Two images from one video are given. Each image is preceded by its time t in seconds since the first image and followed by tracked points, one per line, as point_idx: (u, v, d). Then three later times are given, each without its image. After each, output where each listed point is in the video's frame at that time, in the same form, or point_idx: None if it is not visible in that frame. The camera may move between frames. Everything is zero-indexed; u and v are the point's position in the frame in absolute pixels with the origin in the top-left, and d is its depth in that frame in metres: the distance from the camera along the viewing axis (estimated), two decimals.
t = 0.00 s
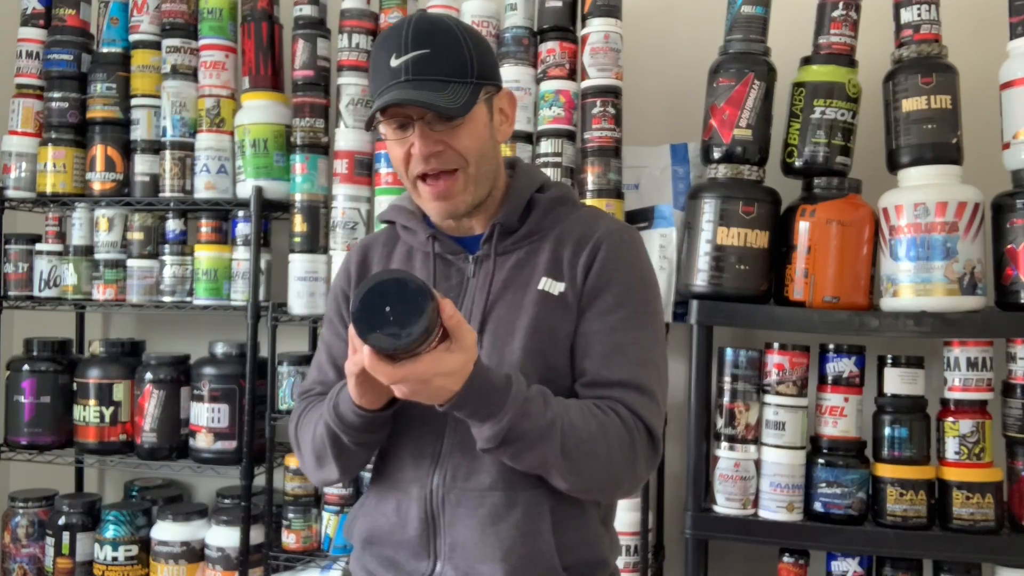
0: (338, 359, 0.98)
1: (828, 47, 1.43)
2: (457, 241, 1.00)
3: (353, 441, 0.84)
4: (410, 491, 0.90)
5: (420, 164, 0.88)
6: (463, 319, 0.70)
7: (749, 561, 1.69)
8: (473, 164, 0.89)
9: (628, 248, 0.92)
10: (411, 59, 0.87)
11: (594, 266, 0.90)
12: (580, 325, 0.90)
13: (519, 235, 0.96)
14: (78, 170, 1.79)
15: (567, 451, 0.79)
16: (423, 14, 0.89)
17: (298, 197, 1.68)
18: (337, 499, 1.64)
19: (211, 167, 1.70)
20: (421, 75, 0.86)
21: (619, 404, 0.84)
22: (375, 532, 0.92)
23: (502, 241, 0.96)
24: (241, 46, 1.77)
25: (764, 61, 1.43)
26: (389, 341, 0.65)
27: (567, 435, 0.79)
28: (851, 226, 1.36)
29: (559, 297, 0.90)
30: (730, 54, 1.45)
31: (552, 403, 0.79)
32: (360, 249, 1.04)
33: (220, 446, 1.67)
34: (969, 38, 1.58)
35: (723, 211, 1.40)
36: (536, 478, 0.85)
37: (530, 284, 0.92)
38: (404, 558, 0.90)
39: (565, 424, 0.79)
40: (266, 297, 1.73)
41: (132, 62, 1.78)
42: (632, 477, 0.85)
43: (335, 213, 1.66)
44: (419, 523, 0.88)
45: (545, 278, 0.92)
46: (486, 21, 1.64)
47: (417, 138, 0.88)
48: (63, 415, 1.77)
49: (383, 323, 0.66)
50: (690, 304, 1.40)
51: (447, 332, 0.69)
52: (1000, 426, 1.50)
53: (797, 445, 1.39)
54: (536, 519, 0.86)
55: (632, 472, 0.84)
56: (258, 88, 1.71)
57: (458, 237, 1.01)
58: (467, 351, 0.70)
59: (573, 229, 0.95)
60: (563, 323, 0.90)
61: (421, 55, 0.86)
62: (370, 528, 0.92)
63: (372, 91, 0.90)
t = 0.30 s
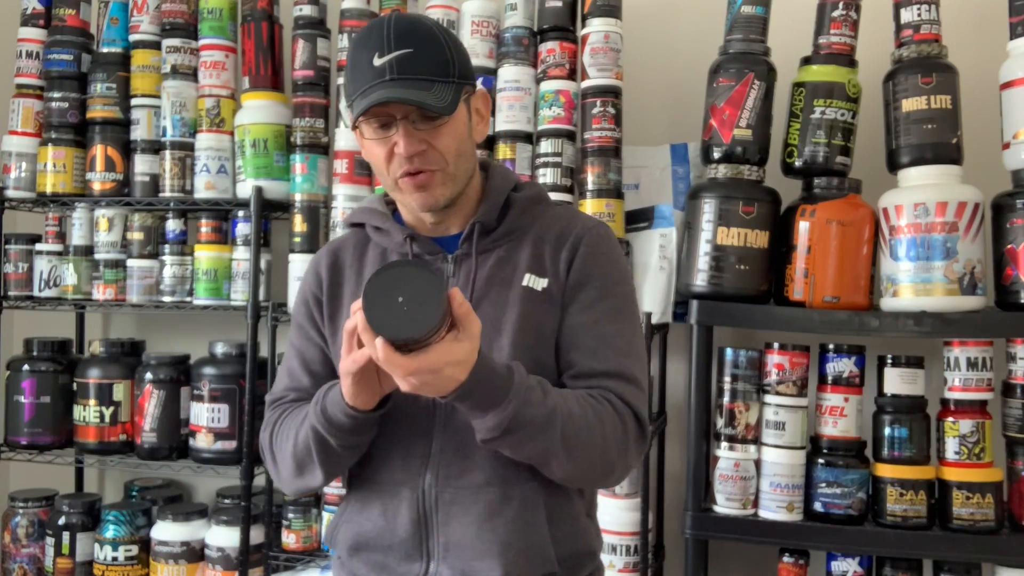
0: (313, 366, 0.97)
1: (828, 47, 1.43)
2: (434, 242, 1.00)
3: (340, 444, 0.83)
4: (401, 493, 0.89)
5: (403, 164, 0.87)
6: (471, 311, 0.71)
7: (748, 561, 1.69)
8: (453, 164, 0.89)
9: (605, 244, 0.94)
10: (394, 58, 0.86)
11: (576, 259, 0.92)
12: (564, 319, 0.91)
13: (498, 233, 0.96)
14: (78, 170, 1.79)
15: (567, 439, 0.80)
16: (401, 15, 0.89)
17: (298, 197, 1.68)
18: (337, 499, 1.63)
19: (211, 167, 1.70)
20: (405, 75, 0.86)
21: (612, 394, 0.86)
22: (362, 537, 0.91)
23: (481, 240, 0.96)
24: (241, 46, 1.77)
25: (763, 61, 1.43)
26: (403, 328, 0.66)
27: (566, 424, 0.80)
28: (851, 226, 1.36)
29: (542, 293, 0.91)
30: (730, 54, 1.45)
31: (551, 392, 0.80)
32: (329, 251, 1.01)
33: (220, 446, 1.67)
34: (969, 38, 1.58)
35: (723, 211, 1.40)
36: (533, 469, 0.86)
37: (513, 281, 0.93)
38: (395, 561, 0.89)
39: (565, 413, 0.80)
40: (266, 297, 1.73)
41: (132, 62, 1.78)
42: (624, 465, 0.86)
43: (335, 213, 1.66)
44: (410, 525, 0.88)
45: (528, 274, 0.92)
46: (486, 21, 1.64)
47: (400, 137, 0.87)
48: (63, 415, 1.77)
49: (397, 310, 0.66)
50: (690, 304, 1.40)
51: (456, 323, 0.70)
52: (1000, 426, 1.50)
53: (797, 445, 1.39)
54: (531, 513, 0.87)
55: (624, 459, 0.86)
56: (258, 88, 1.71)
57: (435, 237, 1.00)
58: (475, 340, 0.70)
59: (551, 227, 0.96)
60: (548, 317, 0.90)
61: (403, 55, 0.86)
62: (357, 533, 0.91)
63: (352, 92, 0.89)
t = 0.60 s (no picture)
0: (294, 369, 0.97)
1: (828, 47, 1.42)
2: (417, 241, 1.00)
3: (332, 445, 0.83)
4: (391, 494, 0.89)
5: (389, 163, 0.87)
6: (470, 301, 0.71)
7: (748, 561, 1.69)
8: (439, 163, 0.90)
9: (588, 241, 0.95)
10: (380, 57, 0.87)
11: (560, 257, 0.93)
12: (550, 316, 0.91)
13: (481, 232, 0.96)
14: (78, 170, 1.79)
15: (562, 429, 0.80)
16: (385, 16, 0.90)
17: (298, 197, 1.68)
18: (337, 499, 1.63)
19: (211, 167, 1.70)
20: (392, 73, 0.86)
21: (601, 386, 0.87)
22: (351, 542, 0.90)
23: (466, 239, 0.95)
24: (241, 46, 1.77)
25: (763, 61, 1.43)
26: (409, 318, 0.66)
27: (561, 414, 0.80)
28: (851, 226, 1.36)
29: (529, 290, 0.91)
30: (730, 54, 1.45)
31: (546, 382, 0.81)
32: (307, 253, 1.01)
33: (220, 446, 1.67)
34: (969, 38, 1.58)
35: (723, 211, 1.40)
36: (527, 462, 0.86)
37: (499, 279, 0.92)
38: (386, 563, 0.89)
39: (559, 403, 0.80)
40: (266, 297, 1.73)
41: (132, 62, 1.78)
42: (613, 457, 0.87)
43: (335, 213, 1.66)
44: (402, 526, 0.88)
45: (513, 272, 0.92)
46: (486, 21, 1.64)
47: (385, 136, 0.87)
48: (63, 415, 1.77)
49: (402, 301, 0.66)
50: (690, 304, 1.40)
51: (458, 313, 0.70)
52: (1000, 426, 1.50)
53: (797, 445, 1.39)
54: (524, 510, 0.87)
55: (614, 451, 0.87)
56: (258, 88, 1.71)
57: (417, 237, 1.01)
58: (476, 330, 0.70)
59: (534, 225, 0.96)
60: (535, 313, 0.91)
61: (389, 54, 0.87)
62: (346, 538, 0.90)
63: (336, 91, 0.89)
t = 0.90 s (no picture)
0: (287, 368, 0.97)
1: (828, 47, 1.43)
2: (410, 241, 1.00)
3: (326, 442, 0.83)
4: (385, 493, 0.89)
5: (382, 162, 0.87)
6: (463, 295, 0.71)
7: (748, 561, 1.69)
8: (431, 163, 0.90)
9: (581, 239, 0.95)
10: (372, 56, 0.86)
11: (553, 255, 0.93)
12: (543, 314, 0.91)
13: (474, 232, 0.96)
14: (78, 170, 1.79)
15: (555, 426, 0.80)
16: (377, 16, 0.90)
17: (298, 197, 1.68)
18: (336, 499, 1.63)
19: (211, 167, 1.70)
20: (384, 72, 0.86)
21: (595, 383, 0.87)
22: (345, 542, 0.90)
23: (458, 238, 0.96)
24: (241, 46, 1.77)
25: (763, 61, 1.43)
26: (403, 313, 0.66)
27: (555, 410, 0.80)
28: (851, 226, 1.36)
29: (521, 289, 0.91)
30: (730, 54, 1.45)
31: (540, 377, 0.81)
32: (300, 252, 1.01)
33: (220, 446, 1.67)
34: (969, 38, 1.58)
35: (723, 211, 1.40)
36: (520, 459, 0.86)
37: (492, 277, 0.93)
38: (381, 562, 0.89)
39: (553, 399, 0.80)
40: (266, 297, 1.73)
41: (132, 62, 1.78)
42: (606, 455, 0.87)
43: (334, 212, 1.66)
44: (397, 525, 0.88)
45: (506, 271, 0.92)
46: (487, 21, 1.64)
47: (378, 135, 0.87)
48: (63, 415, 1.77)
49: (396, 296, 0.66)
50: (690, 305, 1.40)
51: (451, 307, 0.70)
52: (1000, 426, 1.51)
53: (797, 445, 1.39)
54: (519, 509, 0.88)
55: (607, 449, 0.87)
56: (258, 88, 1.71)
57: (411, 237, 1.01)
58: (470, 324, 0.70)
59: (526, 224, 0.96)
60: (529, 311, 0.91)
61: (381, 53, 0.87)
62: (340, 538, 0.90)
63: (328, 90, 0.89)
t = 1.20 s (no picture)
0: (292, 364, 0.98)
1: (828, 47, 1.43)
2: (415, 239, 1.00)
3: (329, 435, 0.83)
4: (385, 492, 0.89)
5: (385, 158, 0.87)
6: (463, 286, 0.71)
7: (749, 561, 1.69)
8: (435, 158, 0.90)
9: (586, 238, 0.95)
10: (376, 52, 0.86)
11: (557, 254, 0.92)
12: (546, 313, 0.91)
13: (478, 231, 0.96)
14: (78, 170, 1.79)
15: (554, 422, 0.80)
16: (383, 11, 0.90)
17: (298, 197, 1.68)
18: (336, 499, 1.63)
19: (211, 167, 1.70)
20: (387, 69, 0.86)
21: (597, 382, 0.86)
22: (345, 540, 0.90)
23: (462, 237, 0.96)
24: (241, 46, 1.77)
25: (763, 61, 1.43)
26: (402, 305, 0.66)
27: (554, 407, 0.80)
28: (851, 226, 1.36)
29: (525, 287, 0.91)
30: (730, 54, 1.45)
31: (540, 374, 0.81)
32: (307, 248, 1.02)
33: (220, 446, 1.67)
34: (969, 38, 1.58)
35: (723, 211, 1.40)
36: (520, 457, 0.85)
37: (495, 276, 0.93)
38: (381, 561, 0.89)
39: (553, 397, 0.80)
40: (266, 297, 1.73)
41: (132, 62, 1.78)
42: (606, 455, 0.87)
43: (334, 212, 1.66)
44: (396, 524, 0.88)
45: (510, 270, 0.92)
46: (487, 21, 1.64)
47: (382, 131, 0.87)
48: (63, 415, 1.77)
49: (394, 287, 0.66)
50: (690, 304, 1.40)
51: (451, 299, 0.70)
52: (1000, 426, 1.51)
53: (797, 445, 1.39)
54: (518, 508, 0.88)
55: (607, 449, 0.86)
56: (258, 88, 1.71)
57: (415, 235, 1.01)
58: (469, 316, 0.70)
59: (531, 223, 0.96)
60: (531, 310, 0.91)
61: (385, 49, 0.86)
62: (340, 536, 0.90)
63: (333, 86, 0.89)
